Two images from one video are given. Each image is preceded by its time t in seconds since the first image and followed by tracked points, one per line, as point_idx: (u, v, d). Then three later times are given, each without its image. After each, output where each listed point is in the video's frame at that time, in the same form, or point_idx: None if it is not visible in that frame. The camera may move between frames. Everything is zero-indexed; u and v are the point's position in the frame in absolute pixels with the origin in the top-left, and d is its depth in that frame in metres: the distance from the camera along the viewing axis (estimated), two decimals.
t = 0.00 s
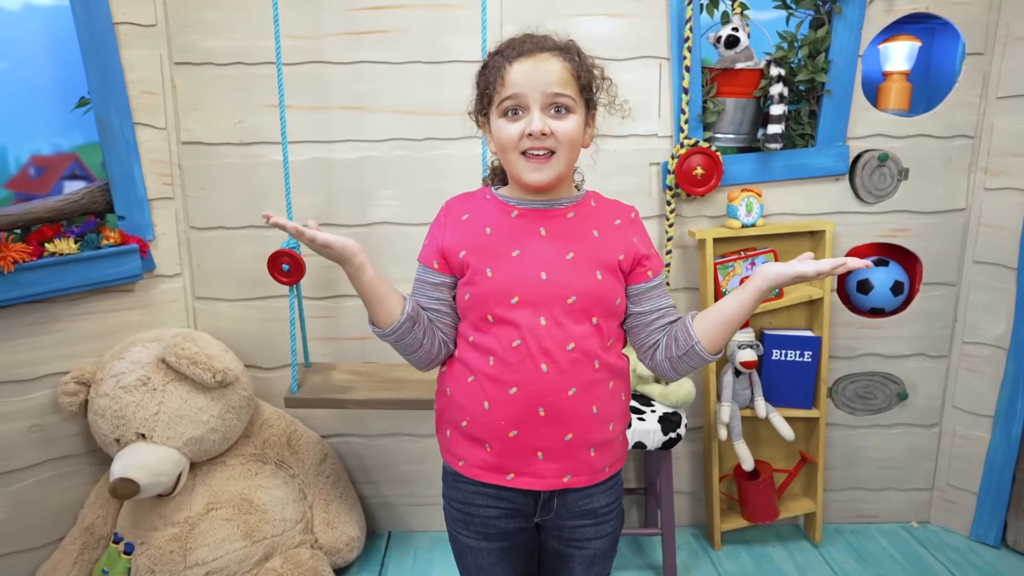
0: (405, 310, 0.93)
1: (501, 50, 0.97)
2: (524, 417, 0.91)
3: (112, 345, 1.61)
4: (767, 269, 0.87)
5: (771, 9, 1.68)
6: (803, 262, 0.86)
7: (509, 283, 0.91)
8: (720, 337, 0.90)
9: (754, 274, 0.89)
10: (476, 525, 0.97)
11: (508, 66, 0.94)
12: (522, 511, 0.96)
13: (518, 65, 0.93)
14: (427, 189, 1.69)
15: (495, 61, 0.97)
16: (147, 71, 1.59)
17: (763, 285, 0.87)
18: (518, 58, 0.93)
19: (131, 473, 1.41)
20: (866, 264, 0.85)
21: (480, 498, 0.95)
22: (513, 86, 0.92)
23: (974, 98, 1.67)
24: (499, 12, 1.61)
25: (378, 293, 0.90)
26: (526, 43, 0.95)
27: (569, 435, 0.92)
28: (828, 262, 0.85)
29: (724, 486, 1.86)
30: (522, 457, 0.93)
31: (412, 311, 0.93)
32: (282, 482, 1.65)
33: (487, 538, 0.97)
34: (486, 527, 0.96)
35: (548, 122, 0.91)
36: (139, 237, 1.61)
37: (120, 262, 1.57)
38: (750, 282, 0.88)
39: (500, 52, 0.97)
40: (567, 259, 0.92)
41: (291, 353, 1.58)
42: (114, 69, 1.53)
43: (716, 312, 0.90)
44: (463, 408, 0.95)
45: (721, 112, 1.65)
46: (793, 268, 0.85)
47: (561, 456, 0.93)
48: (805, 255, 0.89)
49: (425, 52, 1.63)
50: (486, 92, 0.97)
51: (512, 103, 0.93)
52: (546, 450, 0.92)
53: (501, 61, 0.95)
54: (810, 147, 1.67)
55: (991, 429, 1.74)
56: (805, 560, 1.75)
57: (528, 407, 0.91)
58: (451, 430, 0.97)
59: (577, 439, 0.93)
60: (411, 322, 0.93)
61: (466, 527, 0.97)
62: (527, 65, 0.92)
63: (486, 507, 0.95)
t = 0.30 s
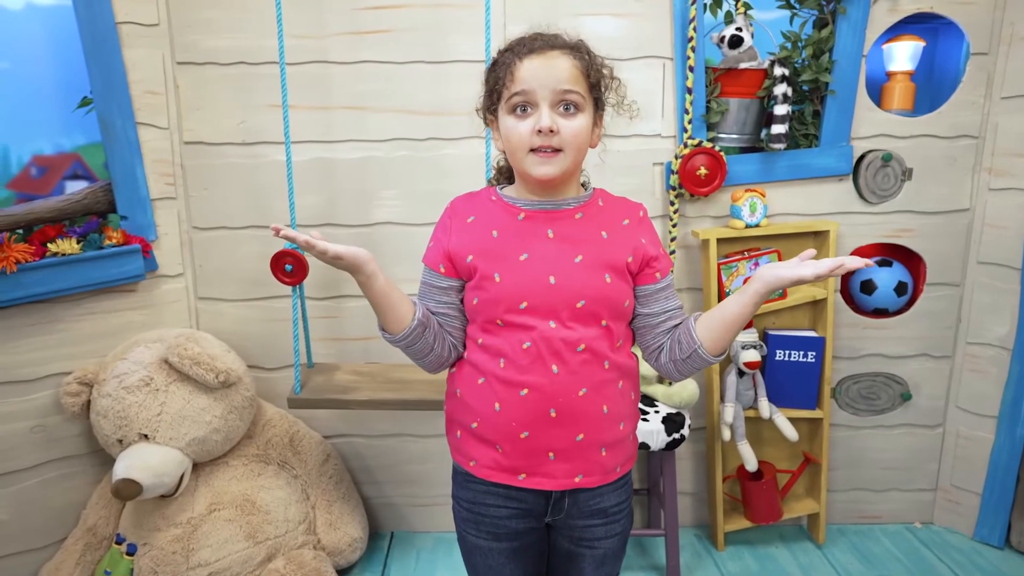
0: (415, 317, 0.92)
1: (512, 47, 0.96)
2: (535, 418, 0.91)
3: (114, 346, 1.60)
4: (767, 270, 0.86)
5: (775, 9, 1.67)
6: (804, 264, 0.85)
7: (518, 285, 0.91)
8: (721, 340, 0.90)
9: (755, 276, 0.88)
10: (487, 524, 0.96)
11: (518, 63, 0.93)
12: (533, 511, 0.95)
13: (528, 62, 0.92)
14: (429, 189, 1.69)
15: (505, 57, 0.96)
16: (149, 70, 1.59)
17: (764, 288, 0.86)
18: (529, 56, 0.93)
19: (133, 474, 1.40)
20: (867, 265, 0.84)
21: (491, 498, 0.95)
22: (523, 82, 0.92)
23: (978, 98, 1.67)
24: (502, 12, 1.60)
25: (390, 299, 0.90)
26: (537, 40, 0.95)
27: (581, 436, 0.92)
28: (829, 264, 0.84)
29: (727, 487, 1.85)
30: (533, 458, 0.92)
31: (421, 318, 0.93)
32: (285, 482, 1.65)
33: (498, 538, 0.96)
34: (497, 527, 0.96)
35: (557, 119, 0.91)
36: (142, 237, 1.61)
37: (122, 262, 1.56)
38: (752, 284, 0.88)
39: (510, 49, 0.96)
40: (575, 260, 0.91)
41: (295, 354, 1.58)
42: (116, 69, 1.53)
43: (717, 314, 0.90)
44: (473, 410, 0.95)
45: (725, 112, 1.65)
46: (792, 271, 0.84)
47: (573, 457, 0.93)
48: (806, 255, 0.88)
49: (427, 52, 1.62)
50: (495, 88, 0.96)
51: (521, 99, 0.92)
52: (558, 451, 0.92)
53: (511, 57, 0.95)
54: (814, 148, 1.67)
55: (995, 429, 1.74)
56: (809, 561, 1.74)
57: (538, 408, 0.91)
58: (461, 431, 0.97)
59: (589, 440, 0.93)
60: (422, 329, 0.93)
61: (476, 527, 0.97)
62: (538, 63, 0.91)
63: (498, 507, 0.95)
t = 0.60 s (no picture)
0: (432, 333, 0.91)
1: (516, 49, 0.95)
2: (544, 418, 0.91)
3: (116, 346, 1.60)
4: (807, 280, 0.83)
5: (777, 8, 1.67)
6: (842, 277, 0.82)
7: (527, 285, 0.90)
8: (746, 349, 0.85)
9: (791, 283, 0.84)
10: (494, 523, 0.96)
11: (523, 66, 0.93)
12: (539, 509, 0.95)
13: (535, 66, 0.92)
14: (432, 189, 1.69)
15: (509, 59, 0.95)
16: (151, 70, 1.58)
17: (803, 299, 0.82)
18: (535, 59, 0.93)
19: (136, 474, 1.40)
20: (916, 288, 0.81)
21: (498, 497, 0.95)
22: (530, 87, 0.91)
23: (982, 98, 1.67)
24: (504, 11, 1.60)
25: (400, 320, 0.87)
26: (541, 42, 0.94)
27: (590, 436, 0.92)
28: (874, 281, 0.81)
29: (730, 487, 1.85)
30: (542, 459, 0.92)
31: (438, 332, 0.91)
32: (288, 483, 1.64)
33: (504, 537, 0.96)
34: (504, 525, 0.95)
35: (565, 124, 0.91)
36: (143, 237, 1.60)
37: (124, 262, 1.56)
38: (786, 290, 0.84)
39: (514, 50, 0.95)
40: (583, 258, 0.91)
41: (297, 354, 1.57)
42: (118, 69, 1.53)
43: (744, 319, 0.85)
44: (482, 411, 0.95)
45: (728, 112, 1.65)
46: (834, 281, 0.81)
47: (582, 458, 0.92)
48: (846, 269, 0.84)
49: (430, 52, 1.62)
50: (500, 91, 0.96)
51: (529, 103, 0.92)
52: (567, 451, 0.92)
53: (516, 60, 0.94)
54: (817, 147, 1.67)
55: (998, 429, 1.74)
56: (812, 561, 1.74)
57: (548, 408, 0.91)
58: (469, 432, 0.97)
59: (598, 440, 0.92)
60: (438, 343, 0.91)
61: (483, 526, 0.97)
62: (544, 68, 0.91)
63: (504, 505, 0.95)
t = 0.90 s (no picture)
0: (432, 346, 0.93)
1: (524, 42, 0.97)
2: (543, 419, 0.91)
3: (116, 346, 1.59)
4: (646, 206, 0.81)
5: (778, 7, 1.67)
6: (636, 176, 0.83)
7: (531, 286, 0.90)
8: (691, 291, 0.82)
9: (647, 231, 0.81)
10: (493, 516, 0.96)
11: (532, 58, 0.93)
12: (538, 504, 0.95)
13: (542, 55, 0.92)
14: (432, 188, 1.68)
15: (517, 53, 0.97)
16: (150, 69, 1.58)
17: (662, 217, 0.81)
18: (543, 49, 0.93)
19: (135, 474, 1.39)
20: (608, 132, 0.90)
21: (498, 489, 0.94)
22: (540, 76, 0.91)
23: (982, 97, 1.67)
24: (506, 9, 1.60)
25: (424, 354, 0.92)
26: (548, 33, 0.95)
27: (588, 437, 0.92)
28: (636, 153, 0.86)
29: (731, 486, 1.85)
30: (541, 458, 0.92)
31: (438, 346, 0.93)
32: (288, 483, 1.64)
33: (504, 530, 0.96)
34: (503, 518, 0.95)
35: (576, 109, 0.90)
36: (143, 236, 1.60)
37: (123, 262, 1.55)
38: (656, 230, 0.81)
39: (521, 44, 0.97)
40: (589, 261, 0.90)
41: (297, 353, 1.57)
42: (117, 67, 1.52)
43: (669, 280, 0.81)
44: (483, 406, 0.95)
45: (728, 111, 1.65)
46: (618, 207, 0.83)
47: (580, 457, 0.92)
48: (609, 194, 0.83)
49: (430, 51, 1.62)
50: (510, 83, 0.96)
51: (539, 93, 0.92)
52: (564, 452, 0.92)
53: (524, 52, 0.95)
54: (817, 146, 1.67)
55: (999, 428, 1.74)
56: (813, 560, 1.74)
57: (548, 408, 0.91)
58: (469, 425, 0.97)
59: (596, 442, 0.92)
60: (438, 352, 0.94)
61: (483, 519, 0.96)
62: (553, 54, 0.92)
63: (503, 499, 0.94)
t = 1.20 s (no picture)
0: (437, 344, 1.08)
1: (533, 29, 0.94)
2: (498, 426, 0.92)
3: (106, 347, 1.58)
4: (587, 210, 0.77)
5: (768, 7, 1.68)
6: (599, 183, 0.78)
7: (489, 299, 0.89)
8: (620, 305, 0.73)
9: (579, 235, 0.76)
10: (465, 500, 0.98)
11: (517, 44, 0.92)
12: (508, 496, 0.96)
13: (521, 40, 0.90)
14: (425, 188, 1.68)
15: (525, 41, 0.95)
16: (140, 68, 1.57)
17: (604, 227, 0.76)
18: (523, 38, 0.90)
19: (126, 476, 1.39)
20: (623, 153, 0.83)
21: (469, 474, 0.97)
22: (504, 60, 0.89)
23: (970, 97, 1.68)
24: (499, 9, 1.60)
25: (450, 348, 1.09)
26: (545, 22, 0.89)
27: (543, 448, 0.91)
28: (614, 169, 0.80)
29: (723, 484, 1.85)
30: (500, 458, 0.94)
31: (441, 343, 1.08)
32: (280, 483, 1.63)
33: (475, 515, 0.98)
34: (474, 502, 0.98)
35: (508, 99, 0.86)
36: (133, 236, 1.59)
37: (114, 262, 1.54)
38: (590, 239, 0.75)
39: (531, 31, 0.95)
40: (544, 282, 0.86)
41: (289, 354, 1.56)
42: (107, 66, 1.51)
43: (593, 288, 0.73)
44: (456, 399, 0.98)
45: (720, 110, 1.66)
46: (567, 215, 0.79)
47: (537, 463, 0.92)
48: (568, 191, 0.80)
49: (423, 50, 1.61)
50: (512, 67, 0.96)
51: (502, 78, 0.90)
52: (520, 458, 0.92)
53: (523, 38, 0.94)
54: (808, 146, 1.67)
55: (987, 425, 1.75)
56: (804, 558, 1.75)
57: (503, 417, 0.91)
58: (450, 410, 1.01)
59: (552, 453, 0.91)
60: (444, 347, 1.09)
61: (457, 502, 0.99)
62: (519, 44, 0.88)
63: (474, 484, 0.97)
